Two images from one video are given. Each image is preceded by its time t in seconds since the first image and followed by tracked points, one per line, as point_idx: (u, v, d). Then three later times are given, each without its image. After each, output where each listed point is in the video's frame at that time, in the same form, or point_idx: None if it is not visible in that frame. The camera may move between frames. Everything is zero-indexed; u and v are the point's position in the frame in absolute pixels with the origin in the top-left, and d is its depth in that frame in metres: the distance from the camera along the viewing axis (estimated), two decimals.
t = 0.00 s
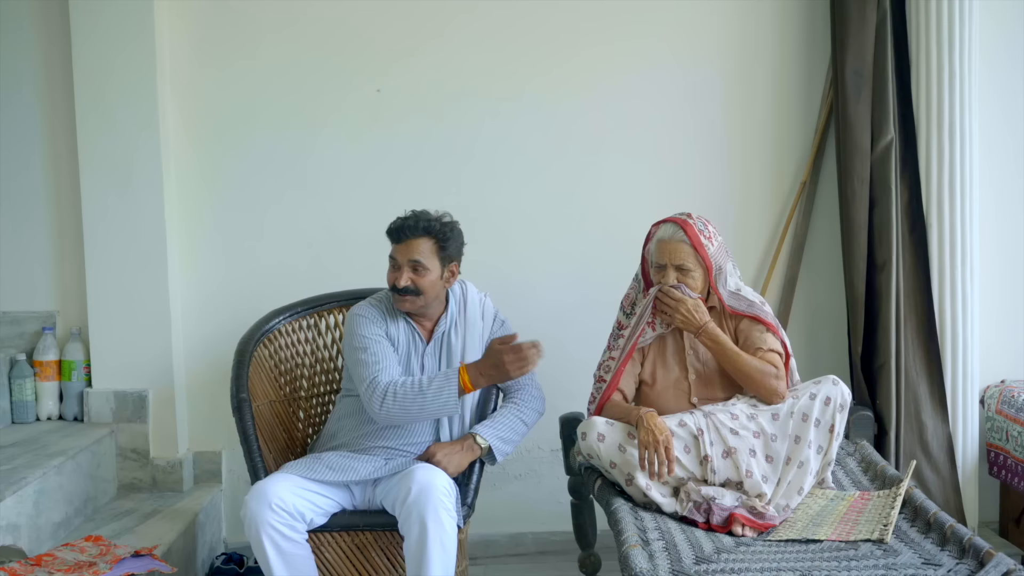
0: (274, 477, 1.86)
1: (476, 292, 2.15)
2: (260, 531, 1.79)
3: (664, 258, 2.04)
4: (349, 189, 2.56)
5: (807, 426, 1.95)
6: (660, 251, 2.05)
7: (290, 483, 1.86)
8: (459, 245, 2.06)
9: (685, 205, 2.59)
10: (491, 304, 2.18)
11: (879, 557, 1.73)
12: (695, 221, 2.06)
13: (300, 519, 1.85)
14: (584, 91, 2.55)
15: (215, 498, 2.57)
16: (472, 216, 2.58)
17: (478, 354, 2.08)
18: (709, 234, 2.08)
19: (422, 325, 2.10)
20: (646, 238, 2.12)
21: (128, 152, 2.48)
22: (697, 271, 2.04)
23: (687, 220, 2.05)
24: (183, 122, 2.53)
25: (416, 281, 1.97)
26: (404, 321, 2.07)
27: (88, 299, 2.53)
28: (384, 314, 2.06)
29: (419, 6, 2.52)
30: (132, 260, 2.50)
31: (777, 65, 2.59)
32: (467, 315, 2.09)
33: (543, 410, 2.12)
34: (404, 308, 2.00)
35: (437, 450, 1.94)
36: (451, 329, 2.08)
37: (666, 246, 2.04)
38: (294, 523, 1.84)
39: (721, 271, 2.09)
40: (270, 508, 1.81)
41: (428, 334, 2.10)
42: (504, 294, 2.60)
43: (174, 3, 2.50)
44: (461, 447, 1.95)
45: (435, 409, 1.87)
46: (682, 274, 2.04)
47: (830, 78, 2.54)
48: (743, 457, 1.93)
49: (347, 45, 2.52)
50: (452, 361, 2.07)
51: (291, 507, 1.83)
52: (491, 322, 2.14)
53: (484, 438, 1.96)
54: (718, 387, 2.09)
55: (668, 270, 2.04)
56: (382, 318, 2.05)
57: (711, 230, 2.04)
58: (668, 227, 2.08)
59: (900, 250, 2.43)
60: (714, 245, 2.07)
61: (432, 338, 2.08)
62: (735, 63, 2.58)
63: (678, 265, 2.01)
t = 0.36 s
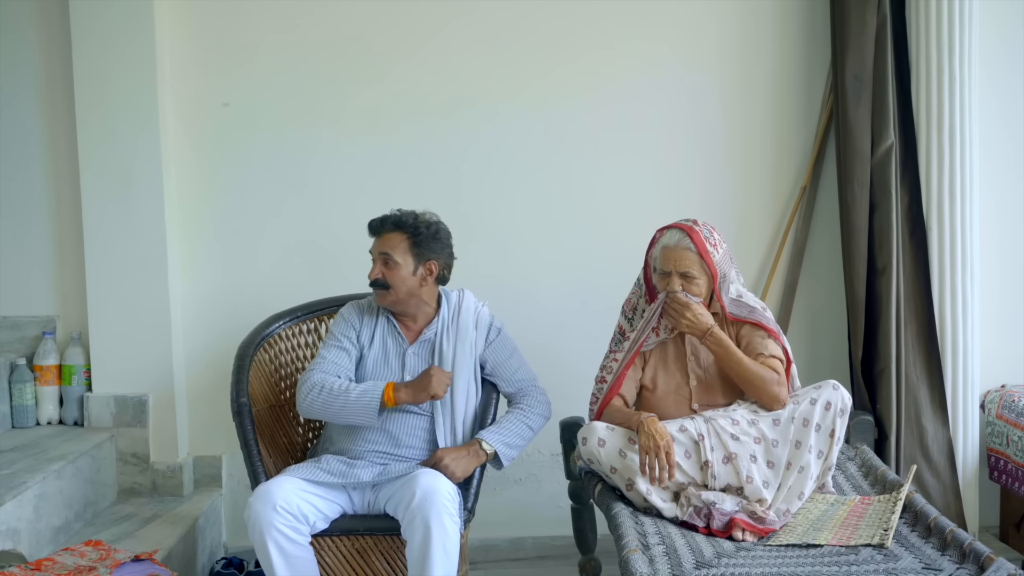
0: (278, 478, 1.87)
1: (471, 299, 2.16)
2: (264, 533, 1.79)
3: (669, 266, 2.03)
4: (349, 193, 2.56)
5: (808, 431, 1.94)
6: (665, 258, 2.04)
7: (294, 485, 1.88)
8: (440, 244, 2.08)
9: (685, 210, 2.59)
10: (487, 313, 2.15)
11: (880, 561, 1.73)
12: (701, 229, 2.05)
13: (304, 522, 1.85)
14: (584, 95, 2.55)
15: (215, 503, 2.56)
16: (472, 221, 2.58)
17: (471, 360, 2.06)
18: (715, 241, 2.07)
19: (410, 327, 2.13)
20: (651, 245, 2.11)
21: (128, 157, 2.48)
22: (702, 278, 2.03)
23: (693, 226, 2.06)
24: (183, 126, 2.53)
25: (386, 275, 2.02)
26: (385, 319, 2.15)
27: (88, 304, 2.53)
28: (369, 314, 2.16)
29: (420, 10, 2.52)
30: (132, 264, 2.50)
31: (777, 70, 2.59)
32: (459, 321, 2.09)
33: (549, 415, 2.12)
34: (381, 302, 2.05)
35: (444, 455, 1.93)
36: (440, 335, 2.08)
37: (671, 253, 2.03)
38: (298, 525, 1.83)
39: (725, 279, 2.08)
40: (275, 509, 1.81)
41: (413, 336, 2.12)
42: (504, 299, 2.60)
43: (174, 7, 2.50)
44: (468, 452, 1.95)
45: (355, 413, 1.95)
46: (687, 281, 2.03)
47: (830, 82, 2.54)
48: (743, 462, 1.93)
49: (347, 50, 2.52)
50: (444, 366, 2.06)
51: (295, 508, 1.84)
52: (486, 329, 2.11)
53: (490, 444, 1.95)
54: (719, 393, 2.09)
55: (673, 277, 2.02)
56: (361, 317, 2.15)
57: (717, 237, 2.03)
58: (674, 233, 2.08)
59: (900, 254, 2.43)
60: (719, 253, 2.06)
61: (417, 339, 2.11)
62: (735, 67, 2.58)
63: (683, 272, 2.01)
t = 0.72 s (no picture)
0: (282, 482, 1.86)
1: (469, 300, 2.16)
2: (269, 535, 1.78)
3: (671, 261, 2.06)
4: (350, 196, 2.56)
5: (812, 435, 1.94)
6: (667, 254, 2.07)
7: (300, 488, 1.86)
8: (436, 242, 2.10)
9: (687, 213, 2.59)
10: (485, 313, 2.16)
11: (882, 565, 1.73)
12: (704, 226, 2.09)
13: (309, 524, 1.85)
14: (586, 98, 2.55)
15: (217, 506, 2.56)
16: (474, 224, 2.58)
17: (466, 359, 2.07)
18: (718, 240, 2.09)
19: (405, 326, 2.13)
20: (657, 242, 2.15)
21: (130, 160, 2.48)
22: (703, 275, 2.04)
23: (697, 225, 2.09)
24: (186, 129, 2.53)
25: (381, 267, 2.04)
26: (382, 318, 2.14)
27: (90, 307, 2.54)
28: (366, 312, 2.17)
29: (422, 13, 2.52)
30: (134, 267, 2.50)
31: (780, 73, 2.59)
32: (453, 321, 2.09)
33: (560, 408, 2.10)
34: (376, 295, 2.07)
35: (466, 461, 1.90)
36: (434, 333, 2.08)
37: (673, 250, 2.06)
38: (304, 527, 1.83)
39: (727, 280, 2.09)
40: (281, 512, 1.80)
41: (407, 335, 2.12)
42: (506, 302, 2.60)
43: (177, 10, 2.51)
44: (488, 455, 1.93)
45: (266, 356, 2.02)
46: (688, 277, 2.05)
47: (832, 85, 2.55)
48: (746, 466, 1.92)
49: (349, 53, 2.53)
50: (435, 365, 2.06)
51: (301, 511, 1.83)
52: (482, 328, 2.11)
53: (510, 442, 1.95)
54: (722, 397, 2.09)
55: (673, 272, 2.05)
56: (355, 313, 2.17)
57: (719, 236, 2.05)
58: (677, 231, 2.11)
59: (902, 257, 2.43)
60: (721, 252, 2.08)
61: (411, 337, 2.11)
62: (737, 70, 2.58)
63: (683, 268, 2.03)
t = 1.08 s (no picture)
0: (284, 482, 1.85)
1: (468, 300, 2.15)
2: (269, 536, 1.78)
3: (670, 257, 2.09)
4: (351, 196, 2.56)
5: (813, 436, 1.94)
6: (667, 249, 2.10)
7: (300, 488, 1.86)
8: (438, 243, 2.10)
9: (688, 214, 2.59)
10: (484, 312, 2.15)
11: (884, 566, 1.73)
12: (704, 224, 2.12)
13: (310, 524, 1.85)
14: (587, 99, 2.55)
15: (219, 506, 2.56)
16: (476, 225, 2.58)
17: (466, 359, 2.06)
18: (718, 237, 2.12)
19: (404, 325, 2.13)
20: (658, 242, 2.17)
21: (131, 160, 2.48)
22: (702, 272, 2.07)
23: (697, 222, 2.12)
24: (187, 130, 2.53)
25: (381, 265, 2.04)
26: (381, 319, 2.14)
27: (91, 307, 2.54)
28: (367, 312, 2.16)
29: (422, 13, 2.52)
30: (135, 267, 2.50)
31: (781, 73, 2.59)
32: (451, 321, 2.08)
33: (563, 404, 2.08)
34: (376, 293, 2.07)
35: (485, 485, 1.88)
36: (433, 334, 2.08)
37: (673, 245, 2.09)
38: (304, 527, 1.83)
39: (728, 276, 2.10)
40: (281, 512, 1.80)
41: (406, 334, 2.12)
42: (507, 303, 2.60)
43: (178, 11, 2.51)
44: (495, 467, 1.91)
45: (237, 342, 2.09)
46: (686, 272, 2.08)
47: (834, 85, 2.54)
48: (748, 467, 1.92)
49: (350, 53, 2.53)
50: (435, 365, 2.06)
51: (302, 511, 1.83)
52: (481, 327, 2.10)
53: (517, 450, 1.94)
54: (724, 397, 2.09)
55: (673, 267, 2.08)
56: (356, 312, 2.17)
57: (719, 233, 2.08)
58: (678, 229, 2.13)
59: (903, 257, 2.43)
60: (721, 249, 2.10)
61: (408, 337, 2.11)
62: (738, 70, 2.58)
63: (683, 262, 2.06)
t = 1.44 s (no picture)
0: (280, 482, 1.85)
1: (468, 298, 2.15)
2: (269, 535, 1.78)
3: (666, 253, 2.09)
4: (352, 196, 2.56)
5: (813, 435, 1.93)
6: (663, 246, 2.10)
7: (299, 487, 1.86)
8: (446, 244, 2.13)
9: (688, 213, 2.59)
10: (484, 309, 2.15)
11: (884, 565, 1.73)
12: (699, 221, 2.12)
13: (308, 524, 1.85)
14: (587, 98, 2.55)
15: (219, 505, 2.56)
16: (476, 224, 2.58)
17: (467, 358, 2.06)
18: (714, 233, 2.12)
19: (407, 325, 2.13)
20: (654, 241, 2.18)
21: (131, 159, 2.48)
22: (697, 267, 2.07)
23: (692, 220, 2.12)
24: (187, 129, 2.53)
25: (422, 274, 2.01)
26: (382, 321, 2.14)
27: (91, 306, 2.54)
28: (368, 312, 2.17)
29: (423, 12, 2.52)
30: (135, 266, 2.50)
31: (781, 73, 2.59)
32: (453, 318, 2.09)
33: (557, 403, 2.07)
34: (416, 301, 2.03)
35: (479, 486, 1.87)
36: (437, 330, 2.08)
37: (670, 242, 2.09)
38: (303, 527, 1.83)
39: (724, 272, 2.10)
40: (279, 512, 1.80)
41: (409, 334, 2.12)
42: (507, 303, 2.60)
43: (178, 10, 2.51)
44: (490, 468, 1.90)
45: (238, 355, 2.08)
46: (682, 269, 2.07)
47: (834, 85, 2.54)
48: (748, 466, 1.92)
49: (350, 52, 2.53)
50: (438, 363, 2.06)
51: (299, 511, 1.83)
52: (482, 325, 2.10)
53: (511, 450, 1.92)
54: (723, 396, 2.09)
55: (668, 263, 2.08)
56: (356, 314, 2.18)
57: (714, 229, 2.08)
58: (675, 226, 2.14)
59: (903, 256, 2.43)
60: (718, 244, 2.10)
61: (412, 337, 2.11)
62: (738, 70, 2.58)
63: (678, 258, 2.05)
